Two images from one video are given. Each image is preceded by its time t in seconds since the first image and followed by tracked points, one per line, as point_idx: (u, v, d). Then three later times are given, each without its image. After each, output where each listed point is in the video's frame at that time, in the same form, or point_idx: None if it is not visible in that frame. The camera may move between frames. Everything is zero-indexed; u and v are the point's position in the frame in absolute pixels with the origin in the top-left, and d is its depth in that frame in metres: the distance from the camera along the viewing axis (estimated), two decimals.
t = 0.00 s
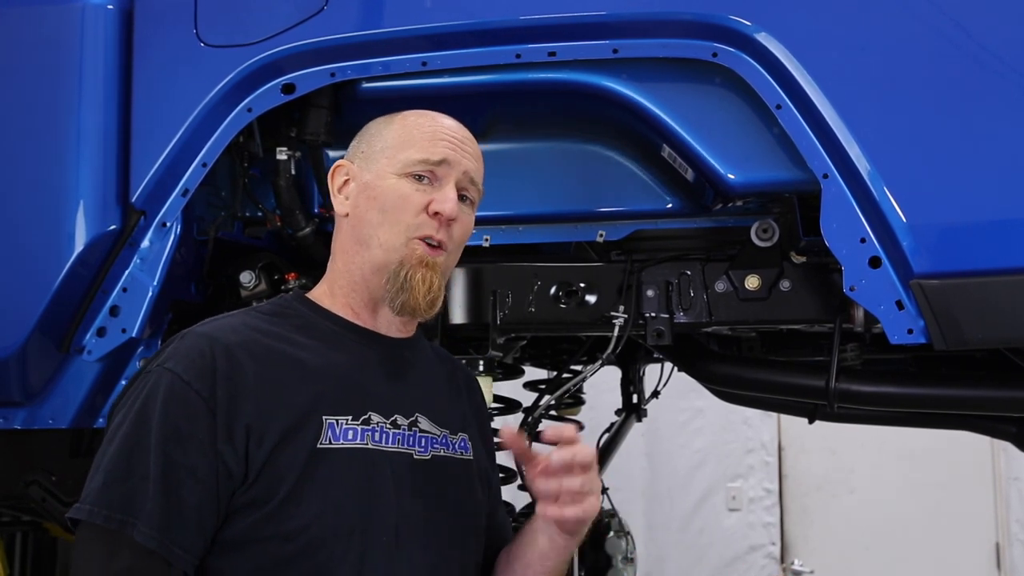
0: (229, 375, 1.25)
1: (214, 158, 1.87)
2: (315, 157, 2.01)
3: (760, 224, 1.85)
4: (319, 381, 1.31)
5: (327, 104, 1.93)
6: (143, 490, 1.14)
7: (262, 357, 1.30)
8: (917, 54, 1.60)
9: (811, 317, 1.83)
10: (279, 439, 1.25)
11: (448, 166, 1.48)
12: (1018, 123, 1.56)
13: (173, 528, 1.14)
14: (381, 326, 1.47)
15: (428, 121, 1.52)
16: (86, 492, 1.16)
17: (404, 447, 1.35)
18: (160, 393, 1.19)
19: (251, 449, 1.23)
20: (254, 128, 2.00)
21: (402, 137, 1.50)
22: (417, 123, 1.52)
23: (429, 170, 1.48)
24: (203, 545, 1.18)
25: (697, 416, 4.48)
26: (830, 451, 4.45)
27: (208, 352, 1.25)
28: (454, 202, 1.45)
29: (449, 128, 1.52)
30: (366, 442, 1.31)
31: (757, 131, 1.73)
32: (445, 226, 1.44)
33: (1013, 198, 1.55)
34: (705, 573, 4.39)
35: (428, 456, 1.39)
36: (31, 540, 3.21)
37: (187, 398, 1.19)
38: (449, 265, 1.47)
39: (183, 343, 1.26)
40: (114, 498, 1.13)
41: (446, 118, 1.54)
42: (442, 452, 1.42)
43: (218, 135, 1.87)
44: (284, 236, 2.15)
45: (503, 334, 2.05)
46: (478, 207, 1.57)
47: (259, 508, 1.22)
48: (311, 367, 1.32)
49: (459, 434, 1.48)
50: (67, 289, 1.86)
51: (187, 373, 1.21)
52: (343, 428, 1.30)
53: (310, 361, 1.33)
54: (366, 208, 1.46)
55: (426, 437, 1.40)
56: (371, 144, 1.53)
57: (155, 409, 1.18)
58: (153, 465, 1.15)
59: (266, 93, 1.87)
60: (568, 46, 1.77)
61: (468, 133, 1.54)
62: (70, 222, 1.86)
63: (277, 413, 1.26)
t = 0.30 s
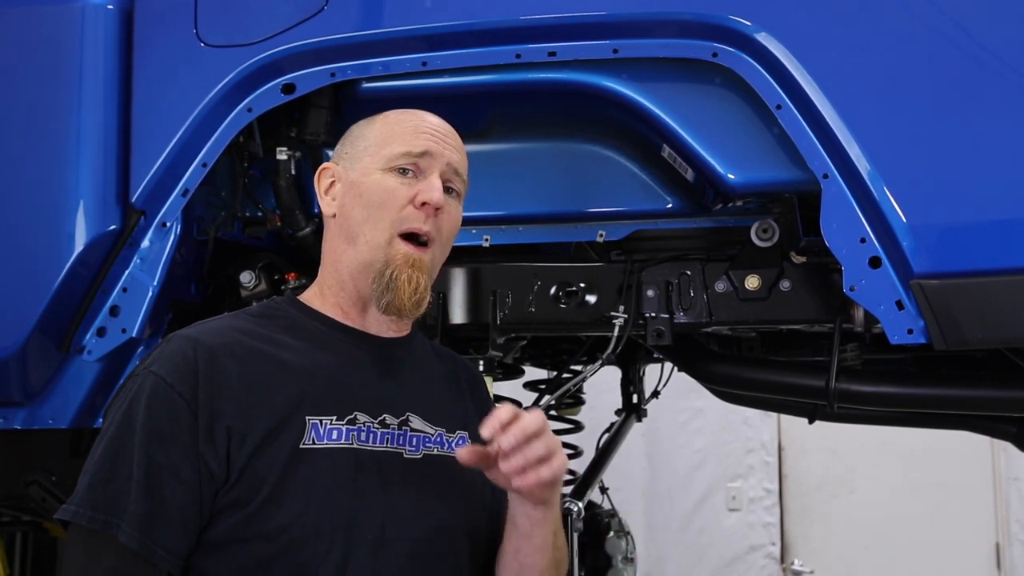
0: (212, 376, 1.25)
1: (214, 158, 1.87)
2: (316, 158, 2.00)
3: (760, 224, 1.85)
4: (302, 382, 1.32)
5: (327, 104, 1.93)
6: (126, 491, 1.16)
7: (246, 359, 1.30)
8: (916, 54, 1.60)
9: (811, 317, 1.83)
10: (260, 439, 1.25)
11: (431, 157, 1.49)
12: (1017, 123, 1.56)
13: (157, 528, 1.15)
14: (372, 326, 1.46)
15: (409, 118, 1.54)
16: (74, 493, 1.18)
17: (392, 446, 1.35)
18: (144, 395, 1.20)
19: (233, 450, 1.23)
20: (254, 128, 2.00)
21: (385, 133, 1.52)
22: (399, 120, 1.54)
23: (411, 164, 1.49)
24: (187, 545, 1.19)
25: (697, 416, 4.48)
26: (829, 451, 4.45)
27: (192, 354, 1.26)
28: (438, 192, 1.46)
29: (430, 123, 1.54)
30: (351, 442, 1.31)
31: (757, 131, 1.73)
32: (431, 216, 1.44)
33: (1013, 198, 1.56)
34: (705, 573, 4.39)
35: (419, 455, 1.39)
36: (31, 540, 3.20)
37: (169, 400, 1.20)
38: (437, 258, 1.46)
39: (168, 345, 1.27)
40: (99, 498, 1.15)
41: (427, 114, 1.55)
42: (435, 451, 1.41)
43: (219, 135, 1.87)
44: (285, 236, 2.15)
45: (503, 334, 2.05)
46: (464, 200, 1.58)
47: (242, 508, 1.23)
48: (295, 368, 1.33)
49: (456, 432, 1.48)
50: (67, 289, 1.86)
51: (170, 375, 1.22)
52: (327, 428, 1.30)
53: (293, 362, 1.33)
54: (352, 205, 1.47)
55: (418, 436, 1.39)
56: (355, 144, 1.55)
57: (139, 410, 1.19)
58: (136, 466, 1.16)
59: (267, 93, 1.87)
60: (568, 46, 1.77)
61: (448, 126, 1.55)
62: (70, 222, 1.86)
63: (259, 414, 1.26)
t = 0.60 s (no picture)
0: (197, 376, 1.26)
1: (214, 158, 1.87)
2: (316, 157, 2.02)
3: (760, 224, 1.85)
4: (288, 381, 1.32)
5: (327, 104, 1.94)
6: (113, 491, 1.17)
7: (232, 359, 1.30)
8: (916, 54, 1.60)
9: (811, 317, 1.83)
10: (245, 439, 1.26)
11: (424, 165, 1.47)
12: (1018, 123, 1.56)
13: (143, 528, 1.16)
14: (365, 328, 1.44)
15: (403, 122, 1.52)
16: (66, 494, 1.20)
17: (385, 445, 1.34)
18: (132, 396, 1.22)
19: (218, 450, 1.24)
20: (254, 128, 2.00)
21: (378, 138, 1.50)
22: (392, 124, 1.52)
23: (405, 170, 1.47)
24: (175, 544, 1.20)
25: (697, 416, 4.49)
26: (829, 451, 4.45)
27: (179, 355, 1.27)
28: (431, 200, 1.44)
29: (424, 126, 1.52)
30: (339, 441, 1.30)
31: (757, 131, 1.73)
32: (423, 226, 1.43)
33: (1013, 198, 1.55)
34: (704, 573, 4.39)
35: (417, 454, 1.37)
36: (31, 539, 3.20)
37: (155, 401, 1.21)
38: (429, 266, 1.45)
39: (157, 347, 1.28)
40: (88, 499, 1.17)
41: (422, 119, 1.53)
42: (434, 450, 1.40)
43: (219, 135, 1.87)
44: (285, 237, 2.16)
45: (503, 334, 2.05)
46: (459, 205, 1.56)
47: (228, 507, 1.24)
48: (282, 367, 1.32)
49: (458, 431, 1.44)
50: (67, 289, 1.86)
51: (156, 376, 1.23)
52: (315, 427, 1.30)
53: (281, 361, 1.33)
54: (345, 210, 1.46)
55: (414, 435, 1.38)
56: (349, 146, 1.53)
57: (126, 412, 1.21)
58: (123, 467, 1.17)
59: (267, 93, 1.87)
60: (568, 46, 1.77)
61: (442, 131, 1.53)
62: (70, 222, 1.86)
63: (244, 414, 1.27)
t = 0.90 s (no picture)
0: (194, 376, 1.26)
1: (214, 158, 1.88)
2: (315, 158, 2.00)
3: (760, 224, 1.84)
4: (284, 381, 1.30)
5: (327, 104, 1.95)
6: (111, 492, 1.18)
7: (229, 359, 1.30)
8: (916, 53, 1.60)
9: (812, 316, 1.83)
10: (241, 439, 1.24)
11: (404, 155, 1.48)
12: (1018, 122, 1.56)
13: (139, 529, 1.16)
14: (365, 326, 1.43)
15: (381, 116, 1.53)
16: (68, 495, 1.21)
17: (386, 447, 1.32)
18: (130, 398, 1.23)
19: (214, 450, 1.23)
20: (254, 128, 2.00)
21: (357, 134, 1.51)
22: (371, 119, 1.52)
23: (385, 163, 1.48)
24: (174, 544, 1.19)
25: (698, 416, 4.49)
26: (830, 451, 4.45)
27: (177, 357, 1.27)
28: (413, 189, 1.44)
29: (403, 118, 1.52)
30: (338, 443, 1.28)
31: (756, 131, 1.74)
32: (407, 215, 1.43)
33: (1013, 198, 1.56)
34: (705, 573, 4.39)
35: (417, 456, 1.35)
36: (30, 540, 3.20)
37: (152, 402, 1.22)
38: (420, 255, 1.45)
39: (156, 350, 1.28)
40: (86, 499, 1.18)
41: (399, 110, 1.53)
42: (434, 452, 1.37)
43: (219, 135, 1.87)
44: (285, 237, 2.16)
45: (503, 334, 2.05)
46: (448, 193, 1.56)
47: (225, 508, 1.23)
48: (279, 368, 1.31)
49: (460, 433, 1.43)
50: (67, 289, 1.86)
51: (154, 378, 1.24)
52: (313, 429, 1.28)
53: (277, 362, 1.32)
54: (330, 209, 1.47)
55: (415, 438, 1.35)
56: (330, 147, 1.54)
57: (125, 413, 1.22)
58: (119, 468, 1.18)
59: (267, 93, 1.87)
60: (568, 46, 1.77)
61: (422, 120, 1.53)
62: (70, 222, 1.86)
63: (240, 414, 1.26)
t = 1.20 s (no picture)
0: (212, 377, 1.22)
1: (214, 158, 1.88)
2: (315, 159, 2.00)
3: (760, 224, 1.84)
4: (303, 385, 1.27)
5: (327, 104, 1.94)
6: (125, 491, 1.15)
7: (246, 360, 1.26)
8: (917, 53, 1.60)
9: (811, 316, 1.83)
10: (259, 442, 1.21)
11: (390, 152, 1.44)
12: (1018, 122, 1.56)
13: (154, 529, 1.13)
14: (376, 326, 1.41)
15: (364, 115, 1.49)
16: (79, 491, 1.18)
17: (400, 453, 1.29)
18: (146, 396, 1.19)
19: (232, 453, 1.20)
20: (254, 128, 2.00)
21: (343, 137, 1.47)
22: (356, 119, 1.49)
23: (373, 162, 1.44)
24: (187, 545, 1.17)
25: (698, 416, 4.49)
26: (830, 451, 4.45)
27: (194, 355, 1.23)
28: (401, 186, 1.40)
29: (386, 115, 1.47)
30: (355, 448, 1.25)
31: (757, 130, 1.74)
32: (400, 213, 1.39)
33: (1013, 198, 1.56)
34: (704, 573, 4.39)
35: (429, 462, 1.32)
36: (30, 540, 3.20)
37: (168, 401, 1.18)
38: (420, 251, 1.41)
39: (172, 346, 1.24)
40: (99, 498, 1.15)
41: (385, 106, 1.49)
42: (445, 458, 1.35)
43: (219, 135, 1.87)
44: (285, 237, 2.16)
45: (503, 334, 2.05)
46: (446, 183, 1.51)
47: (241, 511, 1.20)
48: (297, 370, 1.28)
49: (468, 439, 1.41)
50: (67, 289, 1.86)
51: (171, 376, 1.20)
52: (330, 433, 1.25)
53: (295, 366, 1.28)
54: (325, 215, 1.44)
55: (428, 443, 1.33)
56: (321, 152, 1.51)
57: (140, 412, 1.18)
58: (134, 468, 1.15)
59: (267, 93, 1.87)
60: (568, 46, 1.77)
61: (408, 113, 1.48)
62: (70, 222, 1.86)
63: (258, 417, 1.22)
